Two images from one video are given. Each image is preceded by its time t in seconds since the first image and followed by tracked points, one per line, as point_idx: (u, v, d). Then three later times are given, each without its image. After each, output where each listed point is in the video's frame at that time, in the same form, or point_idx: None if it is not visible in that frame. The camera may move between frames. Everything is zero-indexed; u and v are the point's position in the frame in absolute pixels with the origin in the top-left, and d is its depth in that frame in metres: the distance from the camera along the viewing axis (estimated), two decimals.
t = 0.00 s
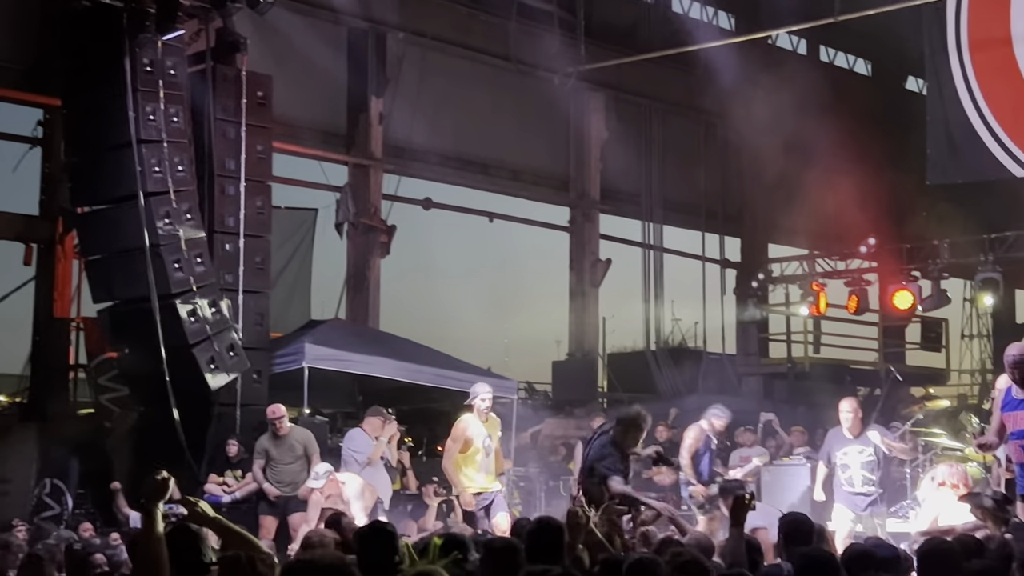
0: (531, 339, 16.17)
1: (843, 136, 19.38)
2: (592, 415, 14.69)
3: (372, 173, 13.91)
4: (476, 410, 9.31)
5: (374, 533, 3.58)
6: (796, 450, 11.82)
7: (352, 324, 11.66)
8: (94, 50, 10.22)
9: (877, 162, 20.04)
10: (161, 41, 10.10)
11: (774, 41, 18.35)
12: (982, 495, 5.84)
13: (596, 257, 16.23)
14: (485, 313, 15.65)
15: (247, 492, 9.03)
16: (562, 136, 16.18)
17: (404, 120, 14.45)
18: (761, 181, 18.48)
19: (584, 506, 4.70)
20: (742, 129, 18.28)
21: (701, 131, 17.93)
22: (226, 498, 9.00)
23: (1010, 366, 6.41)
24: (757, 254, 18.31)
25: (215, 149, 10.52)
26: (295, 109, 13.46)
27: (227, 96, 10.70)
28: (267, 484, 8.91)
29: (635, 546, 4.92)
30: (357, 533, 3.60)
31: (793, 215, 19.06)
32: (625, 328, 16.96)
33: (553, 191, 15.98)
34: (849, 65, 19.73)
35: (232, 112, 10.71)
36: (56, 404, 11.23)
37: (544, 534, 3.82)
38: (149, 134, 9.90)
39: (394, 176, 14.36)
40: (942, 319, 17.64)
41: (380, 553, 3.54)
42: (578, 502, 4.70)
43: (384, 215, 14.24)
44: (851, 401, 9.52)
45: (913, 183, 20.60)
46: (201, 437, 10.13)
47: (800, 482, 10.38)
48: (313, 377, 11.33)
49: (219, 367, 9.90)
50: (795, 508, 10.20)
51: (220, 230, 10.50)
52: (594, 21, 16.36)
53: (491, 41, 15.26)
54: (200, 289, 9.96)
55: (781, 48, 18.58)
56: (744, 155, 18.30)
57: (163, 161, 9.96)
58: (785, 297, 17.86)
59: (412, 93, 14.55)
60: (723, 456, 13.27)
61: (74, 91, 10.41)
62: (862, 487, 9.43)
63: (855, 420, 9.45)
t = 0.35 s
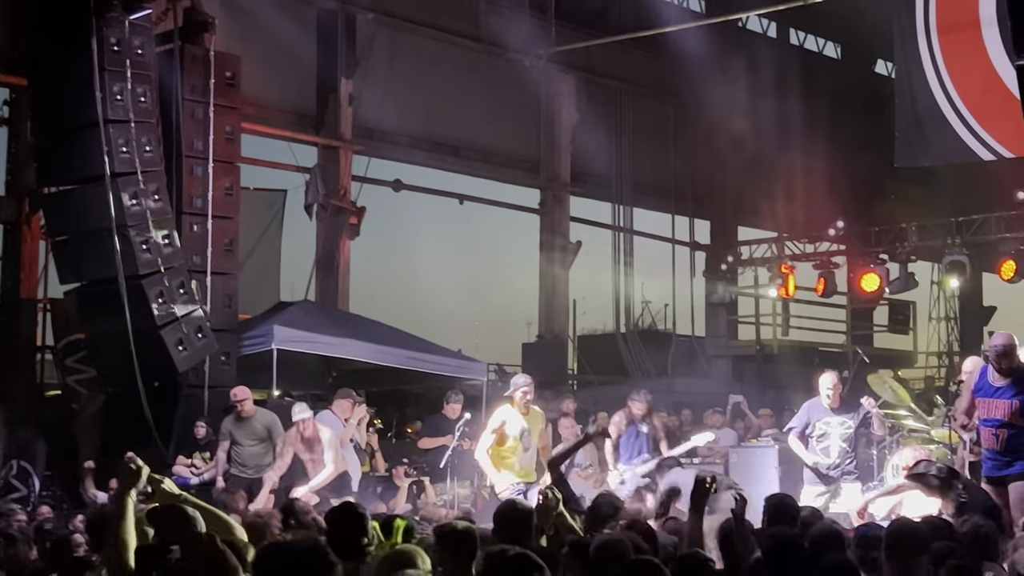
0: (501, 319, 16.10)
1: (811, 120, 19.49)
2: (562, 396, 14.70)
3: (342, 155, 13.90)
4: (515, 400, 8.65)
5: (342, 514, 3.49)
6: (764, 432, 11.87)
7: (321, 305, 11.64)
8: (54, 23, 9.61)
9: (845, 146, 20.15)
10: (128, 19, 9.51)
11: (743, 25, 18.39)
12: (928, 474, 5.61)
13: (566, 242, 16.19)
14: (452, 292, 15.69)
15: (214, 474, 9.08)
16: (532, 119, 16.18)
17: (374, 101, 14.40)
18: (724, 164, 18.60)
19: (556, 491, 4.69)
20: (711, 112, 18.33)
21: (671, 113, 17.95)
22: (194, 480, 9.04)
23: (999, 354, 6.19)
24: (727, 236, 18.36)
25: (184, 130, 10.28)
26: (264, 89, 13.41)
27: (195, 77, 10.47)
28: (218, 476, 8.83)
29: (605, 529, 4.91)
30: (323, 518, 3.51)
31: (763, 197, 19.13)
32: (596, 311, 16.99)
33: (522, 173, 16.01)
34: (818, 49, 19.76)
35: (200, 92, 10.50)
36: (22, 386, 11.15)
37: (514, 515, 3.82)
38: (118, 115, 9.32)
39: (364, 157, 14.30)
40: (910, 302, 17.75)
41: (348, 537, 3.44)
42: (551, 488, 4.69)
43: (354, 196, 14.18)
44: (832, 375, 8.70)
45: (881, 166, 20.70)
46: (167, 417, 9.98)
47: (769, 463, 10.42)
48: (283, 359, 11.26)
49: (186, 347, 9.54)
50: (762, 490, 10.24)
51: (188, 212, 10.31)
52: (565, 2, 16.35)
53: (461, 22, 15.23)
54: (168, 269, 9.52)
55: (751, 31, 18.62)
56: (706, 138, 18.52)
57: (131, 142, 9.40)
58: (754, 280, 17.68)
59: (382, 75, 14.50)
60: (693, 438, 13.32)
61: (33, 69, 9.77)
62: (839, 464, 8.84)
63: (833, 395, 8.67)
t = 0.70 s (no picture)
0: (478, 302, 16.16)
1: (786, 104, 19.52)
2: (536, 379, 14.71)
3: (315, 137, 13.85)
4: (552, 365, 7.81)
5: (313, 501, 3.42)
6: (737, 414, 11.90)
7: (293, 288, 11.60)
8: None
9: (819, 130, 20.21)
10: None
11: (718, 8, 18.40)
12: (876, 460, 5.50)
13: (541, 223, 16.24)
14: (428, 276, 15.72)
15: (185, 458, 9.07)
16: (506, 102, 16.16)
17: (347, 84, 14.34)
18: (700, 148, 18.62)
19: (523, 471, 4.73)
20: (685, 95, 18.34)
21: (645, 97, 17.95)
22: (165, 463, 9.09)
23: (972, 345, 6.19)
24: (702, 220, 18.39)
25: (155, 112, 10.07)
26: (235, 72, 13.34)
27: (167, 59, 10.23)
28: (183, 464, 8.81)
29: (572, 509, 4.94)
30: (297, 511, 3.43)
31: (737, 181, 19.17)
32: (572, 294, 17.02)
33: (497, 156, 15.99)
34: (793, 32, 19.76)
35: (172, 74, 10.28)
36: None
37: (483, 497, 3.82)
38: (89, 96, 9.06)
39: (337, 140, 14.24)
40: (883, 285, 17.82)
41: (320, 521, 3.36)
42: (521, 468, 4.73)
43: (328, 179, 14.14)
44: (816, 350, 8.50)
45: (853, 150, 20.78)
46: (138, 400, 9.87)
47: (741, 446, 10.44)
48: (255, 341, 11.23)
49: (158, 330, 9.47)
50: (733, 472, 10.28)
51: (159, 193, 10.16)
52: None
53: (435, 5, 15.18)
54: (140, 252, 9.39)
55: (726, 14, 18.61)
56: (682, 121, 18.50)
57: (102, 124, 9.18)
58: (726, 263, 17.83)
59: (355, 57, 14.45)
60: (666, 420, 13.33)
61: None
62: (809, 438, 8.38)
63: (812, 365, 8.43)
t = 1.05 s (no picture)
0: (459, 288, 16.35)
1: (770, 94, 19.54)
2: (519, 367, 14.68)
3: (297, 125, 13.81)
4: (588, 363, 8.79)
5: (296, 487, 3.70)
6: (720, 403, 11.91)
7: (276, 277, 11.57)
8: None
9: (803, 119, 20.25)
10: None
11: None
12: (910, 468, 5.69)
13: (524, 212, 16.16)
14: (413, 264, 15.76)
15: (168, 447, 9.05)
16: (490, 91, 16.16)
17: (329, 72, 14.30)
18: (684, 137, 18.65)
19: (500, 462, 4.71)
20: (671, 85, 18.42)
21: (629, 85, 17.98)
22: (146, 452, 9.05)
23: (970, 359, 6.18)
24: (686, 208, 18.40)
25: (134, 100, 9.94)
26: (217, 59, 13.30)
27: (146, 46, 10.08)
28: (171, 454, 8.85)
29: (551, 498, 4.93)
30: (279, 491, 3.73)
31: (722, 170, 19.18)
32: (556, 284, 17.02)
33: (480, 145, 15.97)
34: (776, 21, 19.78)
35: (152, 62, 10.12)
36: None
37: (462, 489, 3.79)
38: (68, 84, 8.86)
39: (320, 128, 14.19)
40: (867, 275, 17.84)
41: (297, 506, 3.65)
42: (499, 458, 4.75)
43: (310, 167, 14.11)
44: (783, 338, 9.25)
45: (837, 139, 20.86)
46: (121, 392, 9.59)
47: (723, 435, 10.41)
48: (236, 330, 11.19)
49: (139, 319, 9.27)
50: (716, 461, 10.27)
51: (139, 181, 9.99)
52: None
53: None
54: (120, 240, 9.21)
55: (709, 3, 18.65)
56: (666, 111, 18.51)
57: (81, 112, 8.98)
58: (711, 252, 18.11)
59: (338, 46, 14.40)
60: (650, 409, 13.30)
61: None
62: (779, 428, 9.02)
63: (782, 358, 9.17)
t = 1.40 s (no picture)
0: (451, 281, 16.57)
1: (762, 88, 19.56)
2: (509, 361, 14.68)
3: (287, 119, 13.80)
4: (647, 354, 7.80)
5: (281, 483, 3.71)
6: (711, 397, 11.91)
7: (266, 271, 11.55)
8: None
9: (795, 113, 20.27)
10: None
11: None
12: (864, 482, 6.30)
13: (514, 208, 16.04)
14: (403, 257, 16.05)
15: (157, 441, 9.02)
16: (481, 85, 16.16)
17: (320, 66, 14.30)
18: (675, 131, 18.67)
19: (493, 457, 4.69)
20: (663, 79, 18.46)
21: (621, 79, 18.00)
22: (136, 447, 8.98)
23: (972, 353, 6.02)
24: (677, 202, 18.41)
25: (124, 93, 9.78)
26: (206, 53, 13.29)
27: (136, 39, 9.92)
28: (160, 446, 8.85)
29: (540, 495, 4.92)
30: (263, 485, 3.74)
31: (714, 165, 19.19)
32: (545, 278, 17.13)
33: (471, 139, 15.96)
34: (767, 15, 19.80)
35: (142, 55, 9.95)
36: None
37: (443, 486, 3.79)
38: (57, 78, 8.76)
39: (310, 122, 14.20)
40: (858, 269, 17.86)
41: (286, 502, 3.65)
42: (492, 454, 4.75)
43: (301, 160, 14.11)
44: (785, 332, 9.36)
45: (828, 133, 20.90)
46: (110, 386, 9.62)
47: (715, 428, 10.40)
48: (225, 324, 11.18)
49: (128, 313, 9.27)
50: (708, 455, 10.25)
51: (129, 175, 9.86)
52: None
53: None
54: (109, 234, 9.16)
55: None
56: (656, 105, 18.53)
57: (71, 106, 8.87)
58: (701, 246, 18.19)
59: (328, 39, 14.39)
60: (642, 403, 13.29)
61: None
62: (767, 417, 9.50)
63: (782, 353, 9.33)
